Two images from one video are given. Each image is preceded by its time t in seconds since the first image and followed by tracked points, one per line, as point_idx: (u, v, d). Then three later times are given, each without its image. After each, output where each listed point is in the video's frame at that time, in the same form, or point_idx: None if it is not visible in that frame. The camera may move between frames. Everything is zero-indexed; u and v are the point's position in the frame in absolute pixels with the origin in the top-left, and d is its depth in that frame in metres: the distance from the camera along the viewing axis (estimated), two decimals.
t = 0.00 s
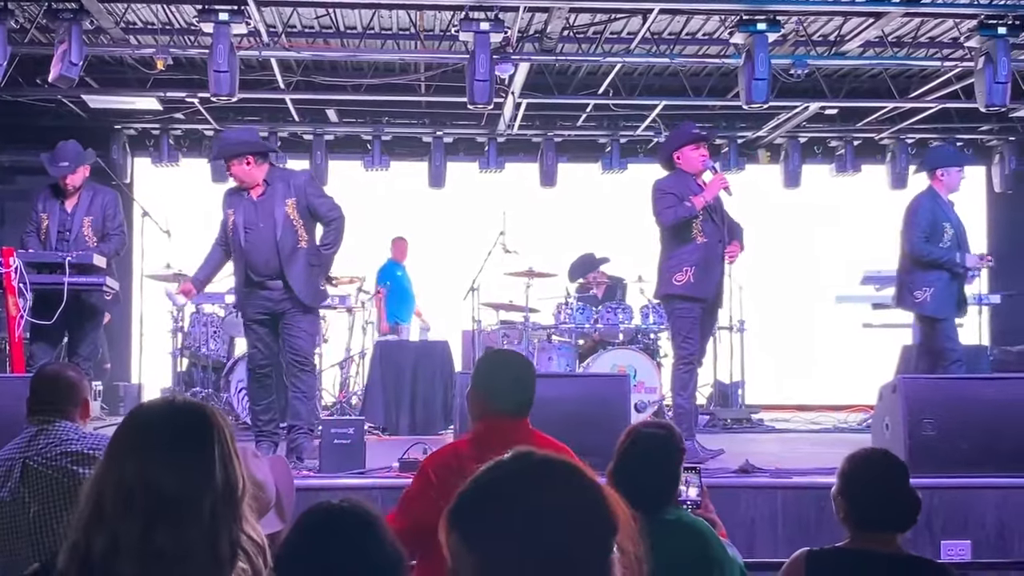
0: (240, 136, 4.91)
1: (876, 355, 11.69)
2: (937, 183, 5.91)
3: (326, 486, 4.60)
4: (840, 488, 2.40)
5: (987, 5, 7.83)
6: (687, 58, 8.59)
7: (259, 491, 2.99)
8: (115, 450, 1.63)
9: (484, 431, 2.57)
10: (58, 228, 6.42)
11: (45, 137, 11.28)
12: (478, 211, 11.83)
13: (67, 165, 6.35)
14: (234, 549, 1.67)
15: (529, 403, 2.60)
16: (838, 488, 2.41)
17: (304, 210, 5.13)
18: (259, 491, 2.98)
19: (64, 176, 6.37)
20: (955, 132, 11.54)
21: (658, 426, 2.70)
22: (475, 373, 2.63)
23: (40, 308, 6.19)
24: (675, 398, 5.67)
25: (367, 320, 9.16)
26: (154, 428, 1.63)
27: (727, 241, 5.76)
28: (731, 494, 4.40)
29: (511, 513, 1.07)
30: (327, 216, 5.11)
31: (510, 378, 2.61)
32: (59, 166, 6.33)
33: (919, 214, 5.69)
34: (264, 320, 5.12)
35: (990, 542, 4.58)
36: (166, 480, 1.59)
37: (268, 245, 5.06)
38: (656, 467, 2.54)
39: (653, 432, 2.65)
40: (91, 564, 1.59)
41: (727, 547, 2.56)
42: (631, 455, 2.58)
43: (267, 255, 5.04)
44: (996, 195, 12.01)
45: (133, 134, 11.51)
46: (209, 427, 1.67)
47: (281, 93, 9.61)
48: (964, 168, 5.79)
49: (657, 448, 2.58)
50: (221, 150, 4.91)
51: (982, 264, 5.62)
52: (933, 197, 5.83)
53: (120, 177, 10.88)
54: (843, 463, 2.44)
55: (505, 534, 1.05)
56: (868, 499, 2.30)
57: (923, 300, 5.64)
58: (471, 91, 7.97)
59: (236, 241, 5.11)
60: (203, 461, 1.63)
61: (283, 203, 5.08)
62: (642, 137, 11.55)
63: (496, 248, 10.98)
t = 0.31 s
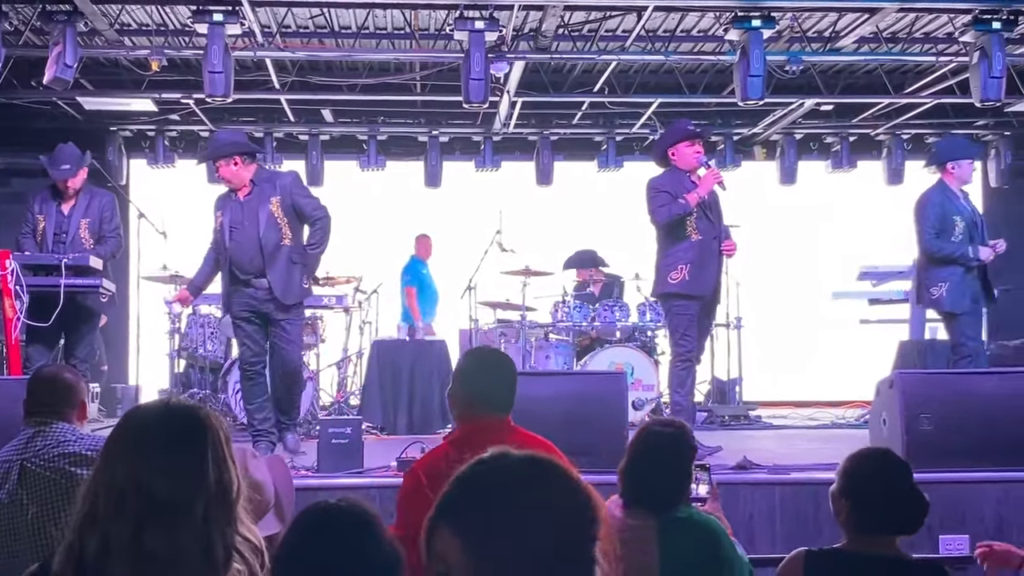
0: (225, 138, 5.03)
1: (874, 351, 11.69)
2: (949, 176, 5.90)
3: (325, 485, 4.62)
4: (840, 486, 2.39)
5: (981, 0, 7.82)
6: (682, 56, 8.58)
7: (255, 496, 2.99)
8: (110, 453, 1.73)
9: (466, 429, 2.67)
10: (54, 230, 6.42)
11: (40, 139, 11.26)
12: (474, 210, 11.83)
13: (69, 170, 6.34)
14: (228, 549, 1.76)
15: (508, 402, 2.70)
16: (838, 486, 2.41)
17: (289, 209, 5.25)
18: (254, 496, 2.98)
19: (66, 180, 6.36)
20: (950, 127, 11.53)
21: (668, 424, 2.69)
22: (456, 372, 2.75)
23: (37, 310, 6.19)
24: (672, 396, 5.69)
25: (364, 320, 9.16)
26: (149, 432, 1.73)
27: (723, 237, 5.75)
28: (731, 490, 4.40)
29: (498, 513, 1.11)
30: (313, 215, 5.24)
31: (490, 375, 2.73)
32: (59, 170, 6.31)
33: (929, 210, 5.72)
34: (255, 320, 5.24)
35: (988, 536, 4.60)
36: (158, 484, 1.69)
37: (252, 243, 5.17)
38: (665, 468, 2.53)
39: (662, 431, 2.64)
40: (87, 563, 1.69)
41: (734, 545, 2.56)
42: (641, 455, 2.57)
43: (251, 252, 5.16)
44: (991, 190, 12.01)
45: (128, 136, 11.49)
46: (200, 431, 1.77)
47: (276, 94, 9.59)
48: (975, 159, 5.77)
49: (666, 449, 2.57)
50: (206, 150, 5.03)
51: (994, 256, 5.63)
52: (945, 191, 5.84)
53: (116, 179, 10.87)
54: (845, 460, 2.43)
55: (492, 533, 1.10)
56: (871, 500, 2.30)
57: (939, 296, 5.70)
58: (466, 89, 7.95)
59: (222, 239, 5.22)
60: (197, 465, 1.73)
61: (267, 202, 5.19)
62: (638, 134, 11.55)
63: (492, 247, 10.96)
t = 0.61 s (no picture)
0: (217, 152, 5.14)
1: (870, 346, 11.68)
2: (949, 169, 5.88)
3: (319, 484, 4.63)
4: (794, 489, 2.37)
5: None
6: (674, 52, 8.59)
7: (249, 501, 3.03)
8: (100, 454, 1.75)
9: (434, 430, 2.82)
10: (48, 232, 6.42)
11: (34, 141, 11.26)
12: (469, 209, 11.83)
13: (70, 175, 6.33)
14: (218, 555, 1.75)
15: (473, 403, 2.84)
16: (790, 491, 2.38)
17: (278, 223, 5.31)
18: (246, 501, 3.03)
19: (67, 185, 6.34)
20: (943, 122, 11.52)
21: (704, 424, 2.77)
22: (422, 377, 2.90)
23: (30, 313, 6.19)
24: (665, 392, 5.71)
25: (359, 320, 9.17)
26: (140, 435, 1.75)
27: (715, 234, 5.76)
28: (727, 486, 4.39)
29: (476, 519, 1.25)
30: (304, 229, 5.28)
31: (456, 376, 2.86)
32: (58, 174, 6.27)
33: (921, 205, 5.75)
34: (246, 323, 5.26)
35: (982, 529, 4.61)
36: (146, 487, 1.70)
37: (242, 253, 5.26)
38: (700, 466, 2.63)
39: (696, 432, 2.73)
40: (73, 565, 1.70)
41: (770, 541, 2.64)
42: (678, 454, 2.67)
43: (241, 262, 5.24)
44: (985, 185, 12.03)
45: (122, 138, 11.49)
46: (191, 437, 1.78)
47: (269, 94, 9.60)
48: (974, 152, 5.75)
49: (700, 447, 2.66)
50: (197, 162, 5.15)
51: (985, 247, 5.56)
52: (943, 185, 5.86)
53: (110, 181, 10.87)
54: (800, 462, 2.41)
55: (471, 536, 1.24)
56: (826, 503, 2.27)
57: (938, 290, 5.69)
58: (459, 88, 7.96)
59: (215, 249, 5.31)
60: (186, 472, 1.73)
61: (257, 214, 5.27)
62: (631, 132, 11.55)
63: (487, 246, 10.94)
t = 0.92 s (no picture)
0: (205, 160, 5.17)
1: (864, 342, 11.68)
2: (949, 164, 5.88)
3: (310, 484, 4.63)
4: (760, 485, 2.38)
5: None
6: (666, 49, 8.58)
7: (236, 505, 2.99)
8: (82, 459, 1.74)
9: (410, 429, 2.85)
10: (40, 233, 6.42)
11: (27, 143, 11.25)
12: (462, 208, 11.84)
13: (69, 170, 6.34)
14: (203, 557, 1.77)
15: (450, 403, 2.87)
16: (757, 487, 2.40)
17: (263, 226, 5.42)
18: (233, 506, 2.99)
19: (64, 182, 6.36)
20: (936, 117, 11.53)
21: (743, 419, 2.95)
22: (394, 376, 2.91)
23: (21, 314, 6.18)
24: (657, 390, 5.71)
25: (353, 319, 9.16)
26: (123, 438, 1.74)
27: (705, 230, 5.76)
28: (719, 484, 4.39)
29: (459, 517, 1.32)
30: (287, 231, 5.44)
31: (428, 376, 2.88)
32: (59, 170, 6.26)
33: (911, 200, 5.78)
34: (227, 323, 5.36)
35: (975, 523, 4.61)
36: (131, 491, 1.70)
37: (229, 257, 5.33)
38: (735, 463, 2.84)
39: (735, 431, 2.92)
40: (58, 569, 1.71)
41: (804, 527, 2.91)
42: (718, 452, 2.87)
43: (229, 266, 5.32)
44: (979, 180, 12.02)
45: (114, 139, 11.48)
46: (175, 441, 1.77)
47: (261, 93, 9.60)
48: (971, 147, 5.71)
49: (739, 447, 2.87)
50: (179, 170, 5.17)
51: (959, 243, 5.50)
52: (938, 181, 5.87)
53: (102, 181, 10.85)
54: (767, 455, 2.42)
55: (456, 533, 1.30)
56: (791, 500, 2.28)
57: (928, 286, 5.74)
58: (451, 87, 7.97)
59: (200, 255, 5.36)
60: (171, 475, 1.73)
61: (243, 219, 5.35)
62: (624, 129, 11.55)
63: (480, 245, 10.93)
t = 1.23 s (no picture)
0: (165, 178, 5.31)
1: (859, 338, 11.69)
2: (950, 159, 5.87)
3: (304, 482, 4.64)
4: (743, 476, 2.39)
5: None
6: (659, 46, 8.59)
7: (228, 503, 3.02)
8: (71, 458, 1.74)
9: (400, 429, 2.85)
10: (34, 234, 6.42)
11: (21, 143, 11.23)
12: (457, 206, 11.84)
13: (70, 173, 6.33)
14: (196, 555, 1.78)
15: (439, 400, 2.87)
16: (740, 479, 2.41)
17: (227, 233, 5.55)
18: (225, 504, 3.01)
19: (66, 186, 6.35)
20: (929, 112, 11.53)
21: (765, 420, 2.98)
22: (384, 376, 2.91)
23: (15, 315, 6.17)
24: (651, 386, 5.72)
25: (348, 318, 9.16)
26: (114, 437, 1.74)
27: (699, 227, 5.77)
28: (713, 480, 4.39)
29: (455, 515, 1.29)
30: (251, 235, 5.59)
31: (424, 377, 2.87)
32: (59, 175, 6.27)
33: (909, 194, 5.80)
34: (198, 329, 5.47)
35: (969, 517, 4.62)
36: (122, 490, 1.70)
37: (200, 269, 5.44)
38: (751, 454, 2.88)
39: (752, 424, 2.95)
40: (51, 569, 1.72)
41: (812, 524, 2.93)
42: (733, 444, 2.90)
43: (201, 276, 5.43)
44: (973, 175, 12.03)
45: (108, 139, 11.47)
46: (165, 440, 1.77)
47: (255, 92, 9.60)
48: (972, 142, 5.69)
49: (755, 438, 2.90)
50: (141, 192, 5.29)
51: (950, 237, 5.49)
52: (939, 176, 5.86)
53: (97, 182, 10.85)
54: (750, 445, 2.41)
55: (450, 534, 1.28)
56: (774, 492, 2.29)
57: (926, 280, 5.77)
58: (444, 84, 7.98)
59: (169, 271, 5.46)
60: (162, 474, 1.73)
61: (209, 230, 5.48)
62: (619, 126, 11.55)
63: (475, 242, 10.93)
